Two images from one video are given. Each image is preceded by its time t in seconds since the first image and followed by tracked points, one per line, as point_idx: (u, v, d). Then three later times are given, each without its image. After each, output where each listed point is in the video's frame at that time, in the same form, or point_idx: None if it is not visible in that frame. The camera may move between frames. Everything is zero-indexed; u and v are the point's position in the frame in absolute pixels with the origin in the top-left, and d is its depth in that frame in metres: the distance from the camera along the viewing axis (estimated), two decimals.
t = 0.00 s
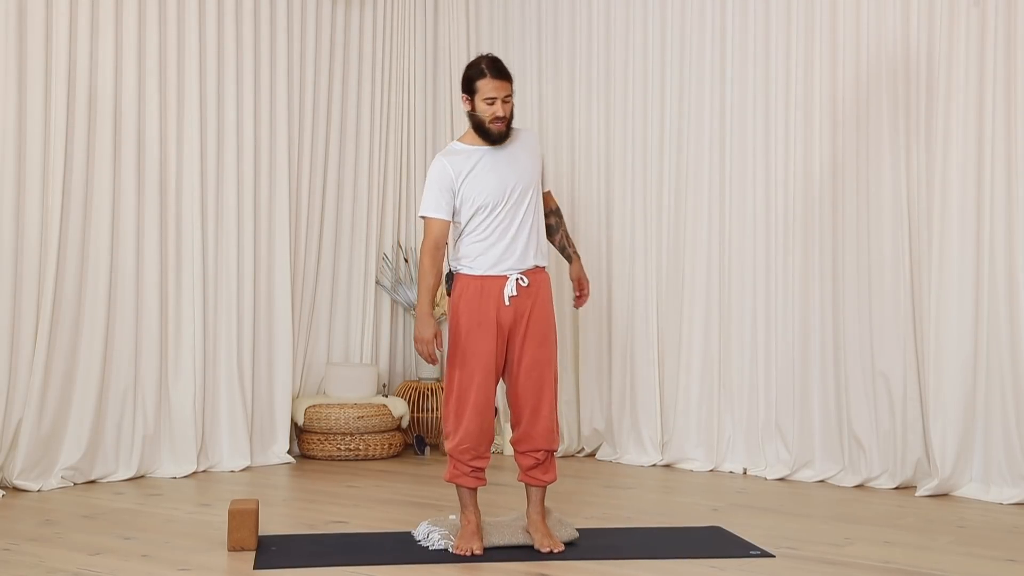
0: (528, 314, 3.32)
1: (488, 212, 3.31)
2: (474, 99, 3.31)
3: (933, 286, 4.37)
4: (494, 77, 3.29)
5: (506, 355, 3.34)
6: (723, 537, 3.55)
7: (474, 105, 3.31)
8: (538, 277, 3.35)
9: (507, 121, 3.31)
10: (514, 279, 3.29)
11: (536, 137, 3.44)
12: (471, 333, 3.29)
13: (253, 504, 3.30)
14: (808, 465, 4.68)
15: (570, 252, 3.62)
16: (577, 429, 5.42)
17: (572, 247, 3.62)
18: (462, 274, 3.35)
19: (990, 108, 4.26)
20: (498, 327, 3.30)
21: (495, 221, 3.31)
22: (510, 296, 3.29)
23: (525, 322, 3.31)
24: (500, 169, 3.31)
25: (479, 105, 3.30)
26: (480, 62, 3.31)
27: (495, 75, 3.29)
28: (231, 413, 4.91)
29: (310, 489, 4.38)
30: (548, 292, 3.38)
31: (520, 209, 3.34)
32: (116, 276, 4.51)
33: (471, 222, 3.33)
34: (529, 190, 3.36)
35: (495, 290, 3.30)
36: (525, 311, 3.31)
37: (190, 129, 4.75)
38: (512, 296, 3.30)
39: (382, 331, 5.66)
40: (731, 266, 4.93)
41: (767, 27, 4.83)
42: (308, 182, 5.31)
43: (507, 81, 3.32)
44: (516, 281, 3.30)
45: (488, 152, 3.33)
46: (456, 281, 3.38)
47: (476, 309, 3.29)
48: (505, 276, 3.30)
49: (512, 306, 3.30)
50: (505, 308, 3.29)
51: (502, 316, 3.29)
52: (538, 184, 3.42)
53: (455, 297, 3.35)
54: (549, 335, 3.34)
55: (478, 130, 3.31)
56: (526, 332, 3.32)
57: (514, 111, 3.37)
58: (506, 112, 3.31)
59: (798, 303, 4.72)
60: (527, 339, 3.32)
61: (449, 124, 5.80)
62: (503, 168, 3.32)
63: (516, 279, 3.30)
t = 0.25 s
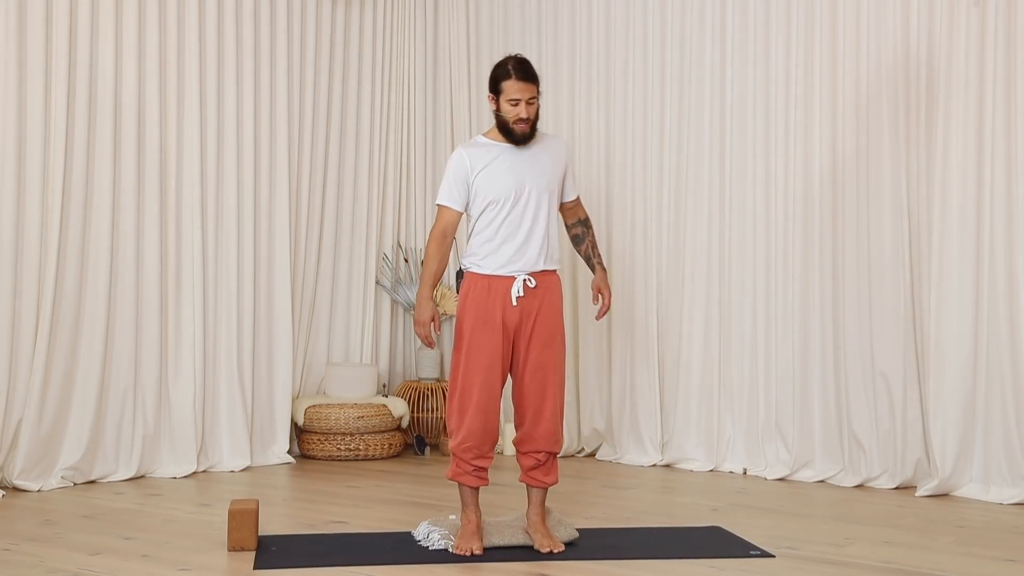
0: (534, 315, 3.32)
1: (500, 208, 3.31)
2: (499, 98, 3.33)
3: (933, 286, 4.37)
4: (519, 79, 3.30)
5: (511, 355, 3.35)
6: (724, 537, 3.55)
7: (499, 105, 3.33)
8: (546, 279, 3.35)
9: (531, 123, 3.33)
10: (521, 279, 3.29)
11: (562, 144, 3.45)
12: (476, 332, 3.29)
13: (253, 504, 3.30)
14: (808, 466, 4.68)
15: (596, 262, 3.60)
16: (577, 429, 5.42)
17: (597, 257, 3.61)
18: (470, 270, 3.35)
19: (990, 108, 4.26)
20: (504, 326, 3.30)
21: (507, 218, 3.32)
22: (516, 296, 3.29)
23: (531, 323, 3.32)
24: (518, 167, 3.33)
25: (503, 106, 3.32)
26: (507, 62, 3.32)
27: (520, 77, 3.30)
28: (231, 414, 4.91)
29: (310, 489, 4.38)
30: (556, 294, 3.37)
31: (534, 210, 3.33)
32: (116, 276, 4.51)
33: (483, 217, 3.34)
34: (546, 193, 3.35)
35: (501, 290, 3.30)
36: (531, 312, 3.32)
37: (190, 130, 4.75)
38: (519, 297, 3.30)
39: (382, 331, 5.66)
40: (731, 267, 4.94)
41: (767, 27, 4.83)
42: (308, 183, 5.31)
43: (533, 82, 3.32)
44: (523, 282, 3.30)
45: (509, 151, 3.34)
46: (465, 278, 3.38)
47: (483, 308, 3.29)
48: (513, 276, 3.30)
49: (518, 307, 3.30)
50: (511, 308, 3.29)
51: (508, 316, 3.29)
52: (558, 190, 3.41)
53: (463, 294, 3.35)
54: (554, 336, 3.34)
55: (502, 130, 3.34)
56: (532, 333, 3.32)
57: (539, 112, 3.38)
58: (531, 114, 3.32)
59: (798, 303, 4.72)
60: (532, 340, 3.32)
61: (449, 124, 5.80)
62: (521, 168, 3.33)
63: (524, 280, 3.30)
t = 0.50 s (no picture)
0: (540, 315, 3.32)
1: (510, 207, 3.32)
2: (519, 98, 3.32)
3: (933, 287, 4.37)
4: (540, 82, 3.28)
5: (516, 354, 3.35)
6: (724, 537, 3.55)
7: (520, 105, 3.32)
8: (554, 280, 3.35)
9: (552, 125, 3.31)
10: (527, 279, 3.29)
11: (583, 152, 3.46)
12: (481, 330, 3.29)
13: (253, 504, 3.30)
14: (807, 465, 4.68)
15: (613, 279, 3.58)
16: (577, 429, 5.42)
17: (616, 274, 3.58)
18: (477, 267, 3.36)
19: (990, 108, 4.26)
20: (510, 326, 3.30)
21: (516, 218, 3.32)
22: (522, 296, 3.29)
23: (536, 323, 3.32)
24: (534, 168, 3.33)
25: (524, 108, 3.31)
26: (530, 64, 3.30)
27: (542, 80, 3.28)
28: (231, 414, 4.92)
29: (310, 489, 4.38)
30: (563, 296, 3.37)
31: (544, 212, 3.32)
32: (116, 276, 4.51)
33: (494, 213, 3.35)
34: (559, 197, 3.35)
35: (508, 289, 3.30)
36: (537, 312, 3.31)
37: (190, 130, 4.75)
38: (525, 297, 3.29)
39: (382, 331, 5.66)
40: (731, 267, 4.94)
41: (767, 27, 4.83)
42: (308, 182, 5.31)
43: (555, 86, 3.31)
44: (530, 282, 3.30)
45: (526, 151, 3.35)
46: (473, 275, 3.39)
47: (488, 307, 3.29)
48: (519, 276, 3.30)
49: (524, 307, 3.30)
50: (517, 308, 3.29)
51: (513, 315, 3.29)
52: (573, 195, 3.40)
53: (469, 292, 3.35)
54: (560, 337, 3.34)
55: (521, 131, 3.33)
56: (537, 333, 3.32)
57: (561, 115, 3.36)
58: (551, 116, 3.31)
59: (798, 304, 4.72)
60: (537, 341, 3.32)
61: (449, 124, 5.80)
62: (536, 170, 3.33)
63: (530, 280, 3.30)
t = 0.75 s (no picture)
0: (544, 314, 3.31)
1: (514, 206, 3.34)
2: (534, 98, 3.32)
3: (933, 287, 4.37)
4: (554, 83, 3.27)
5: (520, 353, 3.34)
6: (724, 537, 3.55)
7: (534, 104, 3.33)
8: (558, 280, 3.34)
9: (564, 126, 3.32)
10: (531, 278, 3.29)
11: (596, 161, 3.44)
12: (484, 327, 3.29)
13: (253, 504, 3.30)
14: (808, 465, 4.68)
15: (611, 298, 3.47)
16: (577, 429, 5.42)
17: (614, 293, 3.47)
18: (482, 264, 3.38)
19: (990, 109, 4.26)
20: (513, 324, 3.30)
21: (518, 217, 3.33)
22: (525, 294, 3.29)
23: (539, 322, 3.31)
24: (541, 169, 3.34)
25: (537, 107, 3.31)
26: (547, 65, 3.30)
27: (557, 82, 3.28)
28: (231, 413, 4.91)
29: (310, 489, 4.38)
30: (567, 296, 3.36)
31: (546, 213, 3.33)
32: (116, 276, 4.51)
33: (500, 211, 3.38)
34: (562, 199, 3.35)
35: (511, 287, 3.30)
36: (540, 311, 3.31)
37: (190, 130, 4.75)
38: (527, 296, 3.29)
39: (382, 331, 5.66)
40: (731, 267, 4.93)
41: (767, 26, 4.83)
42: (307, 182, 5.31)
43: (570, 88, 3.30)
44: (533, 281, 3.30)
45: (536, 151, 3.36)
46: (477, 272, 3.42)
47: (492, 304, 3.29)
48: (523, 274, 3.30)
49: (527, 306, 3.30)
50: (519, 306, 3.29)
51: (517, 313, 3.29)
52: (580, 200, 3.39)
53: (474, 289, 3.36)
54: (563, 337, 3.34)
55: (534, 130, 3.34)
56: (540, 333, 3.32)
57: (575, 115, 3.35)
58: (564, 118, 3.31)
59: (798, 303, 4.72)
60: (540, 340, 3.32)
61: (448, 124, 5.80)
62: (544, 171, 3.34)
63: (532, 279, 3.29)
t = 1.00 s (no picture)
0: (542, 313, 3.31)
1: (513, 204, 3.35)
2: (546, 96, 3.34)
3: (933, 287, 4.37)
4: (564, 84, 3.27)
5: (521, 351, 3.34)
6: (725, 537, 3.54)
7: (545, 102, 3.34)
8: (556, 279, 3.32)
9: (570, 128, 3.33)
10: (526, 277, 3.29)
11: (600, 169, 3.39)
12: (485, 325, 3.30)
13: (253, 504, 3.30)
14: (808, 465, 4.69)
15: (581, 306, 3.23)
16: (577, 428, 5.42)
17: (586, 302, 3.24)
18: (483, 261, 3.41)
19: (990, 109, 4.26)
20: (513, 321, 3.30)
21: (515, 215, 3.34)
22: (521, 292, 3.29)
23: (536, 320, 3.31)
24: (541, 170, 3.34)
25: (546, 105, 3.33)
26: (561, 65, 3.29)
27: (567, 84, 3.27)
28: (231, 413, 4.91)
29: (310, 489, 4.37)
30: (566, 294, 3.35)
31: (541, 214, 3.32)
32: (116, 276, 4.51)
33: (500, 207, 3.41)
34: (559, 201, 3.33)
35: (508, 286, 3.31)
36: (538, 309, 3.30)
37: (190, 130, 4.75)
38: (523, 294, 3.29)
39: (382, 331, 5.66)
40: (731, 267, 4.93)
41: (767, 26, 4.83)
42: (307, 182, 5.31)
43: (581, 91, 3.30)
44: (529, 280, 3.29)
45: (540, 150, 3.37)
46: (478, 271, 3.44)
47: (492, 302, 3.30)
48: (518, 273, 3.31)
49: (523, 304, 3.29)
50: (517, 305, 3.29)
51: (515, 311, 3.30)
52: (579, 203, 3.36)
53: (475, 288, 3.37)
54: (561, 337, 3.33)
55: (542, 128, 3.37)
56: (538, 331, 3.31)
57: (585, 115, 3.35)
58: (571, 120, 3.32)
59: (798, 303, 4.72)
60: (537, 339, 3.31)
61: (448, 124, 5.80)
62: (544, 171, 3.33)
63: (528, 278, 3.29)
